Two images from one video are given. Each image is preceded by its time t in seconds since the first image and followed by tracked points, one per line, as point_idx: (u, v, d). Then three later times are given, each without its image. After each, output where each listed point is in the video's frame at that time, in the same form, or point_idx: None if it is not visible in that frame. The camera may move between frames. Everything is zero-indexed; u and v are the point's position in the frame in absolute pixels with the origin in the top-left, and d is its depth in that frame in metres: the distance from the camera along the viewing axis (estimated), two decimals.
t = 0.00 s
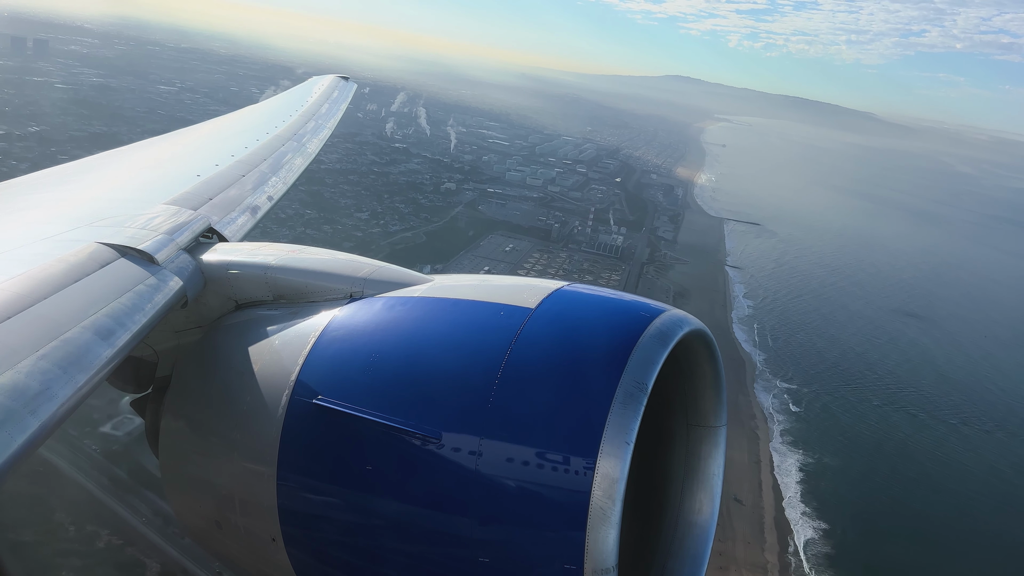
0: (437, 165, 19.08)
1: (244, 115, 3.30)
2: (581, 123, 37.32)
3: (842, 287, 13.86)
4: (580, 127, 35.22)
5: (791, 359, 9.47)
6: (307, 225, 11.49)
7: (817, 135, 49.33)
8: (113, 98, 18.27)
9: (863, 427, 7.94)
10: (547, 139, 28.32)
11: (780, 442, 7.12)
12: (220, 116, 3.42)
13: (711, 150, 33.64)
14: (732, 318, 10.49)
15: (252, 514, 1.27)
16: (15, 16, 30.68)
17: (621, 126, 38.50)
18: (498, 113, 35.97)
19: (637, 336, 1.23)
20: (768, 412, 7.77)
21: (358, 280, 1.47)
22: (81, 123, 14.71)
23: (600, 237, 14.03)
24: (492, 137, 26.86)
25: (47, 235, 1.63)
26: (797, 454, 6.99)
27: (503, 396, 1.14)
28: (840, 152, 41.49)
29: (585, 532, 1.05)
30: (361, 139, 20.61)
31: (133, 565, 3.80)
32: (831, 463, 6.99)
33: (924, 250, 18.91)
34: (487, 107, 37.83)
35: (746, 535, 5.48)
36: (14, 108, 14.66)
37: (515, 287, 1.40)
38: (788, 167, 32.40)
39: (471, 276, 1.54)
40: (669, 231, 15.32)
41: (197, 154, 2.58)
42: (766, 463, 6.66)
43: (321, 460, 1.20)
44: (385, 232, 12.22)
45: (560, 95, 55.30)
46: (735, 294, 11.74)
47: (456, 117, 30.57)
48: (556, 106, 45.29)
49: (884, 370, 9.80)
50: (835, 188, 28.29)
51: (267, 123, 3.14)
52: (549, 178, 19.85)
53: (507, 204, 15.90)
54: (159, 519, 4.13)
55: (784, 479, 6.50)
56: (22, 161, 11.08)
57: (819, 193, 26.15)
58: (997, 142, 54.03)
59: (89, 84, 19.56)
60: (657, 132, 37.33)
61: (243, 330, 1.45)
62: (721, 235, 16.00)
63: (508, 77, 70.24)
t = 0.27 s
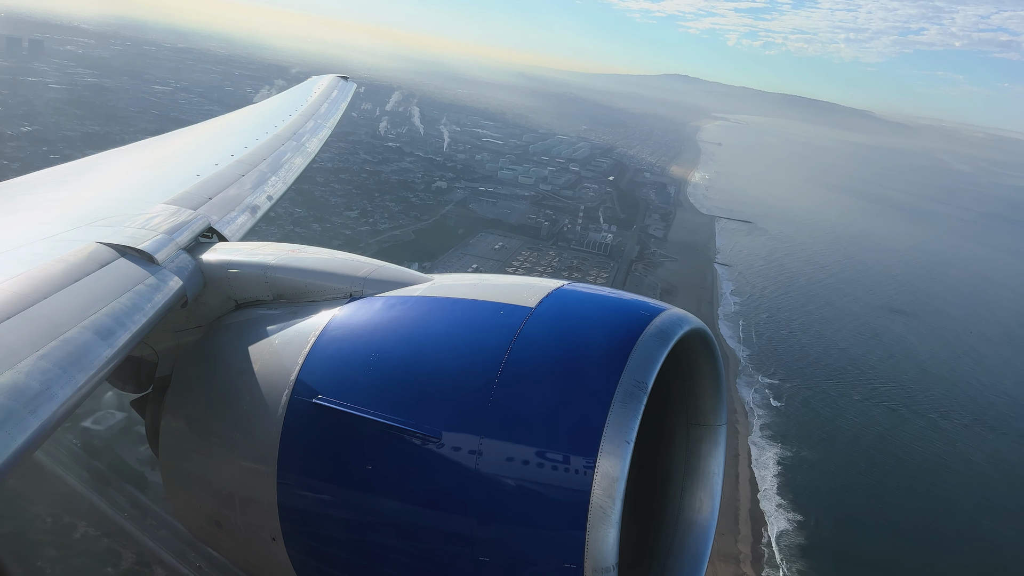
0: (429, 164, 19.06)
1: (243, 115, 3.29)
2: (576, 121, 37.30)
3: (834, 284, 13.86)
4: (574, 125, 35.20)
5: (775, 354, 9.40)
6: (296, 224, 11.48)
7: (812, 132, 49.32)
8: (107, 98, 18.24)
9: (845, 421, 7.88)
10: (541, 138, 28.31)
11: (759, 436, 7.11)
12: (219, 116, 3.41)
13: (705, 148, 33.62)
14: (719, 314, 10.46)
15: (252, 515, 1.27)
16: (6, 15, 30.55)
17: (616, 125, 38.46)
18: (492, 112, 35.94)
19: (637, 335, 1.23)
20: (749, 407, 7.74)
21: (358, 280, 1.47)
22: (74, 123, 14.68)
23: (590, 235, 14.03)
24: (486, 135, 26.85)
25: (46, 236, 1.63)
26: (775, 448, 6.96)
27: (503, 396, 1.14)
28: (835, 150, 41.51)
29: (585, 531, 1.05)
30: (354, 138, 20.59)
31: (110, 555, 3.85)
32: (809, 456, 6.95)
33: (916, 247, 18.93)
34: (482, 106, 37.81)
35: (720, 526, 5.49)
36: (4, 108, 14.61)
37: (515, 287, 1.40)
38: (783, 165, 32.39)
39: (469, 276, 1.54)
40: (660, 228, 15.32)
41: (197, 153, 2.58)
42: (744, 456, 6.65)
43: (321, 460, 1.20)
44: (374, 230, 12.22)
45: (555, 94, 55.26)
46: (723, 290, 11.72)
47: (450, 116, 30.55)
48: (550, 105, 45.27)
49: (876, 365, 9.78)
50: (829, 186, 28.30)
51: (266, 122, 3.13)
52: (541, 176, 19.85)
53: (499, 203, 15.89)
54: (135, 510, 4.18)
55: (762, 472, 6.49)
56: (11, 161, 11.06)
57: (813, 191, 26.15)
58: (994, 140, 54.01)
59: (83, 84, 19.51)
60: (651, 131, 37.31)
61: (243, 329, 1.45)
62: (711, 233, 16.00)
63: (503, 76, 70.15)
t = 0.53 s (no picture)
0: (421, 162, 19.06)
1: (242, 114, 3.28)
2: (569, 120, 37.28)
3: (826, 281, 13.88)
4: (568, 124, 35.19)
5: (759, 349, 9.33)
6: (285, 223, 11.47)
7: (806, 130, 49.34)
8: (101, 98, 18.21)
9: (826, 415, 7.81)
10: (534, 137, 28.29)
11: (739, 430, 7.11)
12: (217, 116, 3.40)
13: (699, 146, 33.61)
14: (705, 310, 10.42)
15: (253, 515, 1.27)
16: None
17: (611, 123, 38.45)
18: (486, 111, 35.91)
19: (637, 334, 1.23)
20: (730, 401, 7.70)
21: (358, 279, 1.47)
22: (67, 123, 14.66)
23: (579, 233, 14.05)
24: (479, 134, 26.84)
25: (45, 236, 1.62)
26: (754, 441, 6.94)
27: (503, 395, 1.14)
28: (829, 148, 41.55)
29: (585, 529, 1.05)
30: (346, 137, 20.57)
31: (87, 547, 3.85)
32: (786, 450, 6.90)
33: (908, 245, 18.97)
34: (475, 105, 37.77)
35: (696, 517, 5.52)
36: None
37: (515, 286, 1.40)
38: (776, 163, 32.41)
39: (468, 275, 1.54)
40: (650, 226, 15.32)
41: (196, 153, 2.57)
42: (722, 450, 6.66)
43: (321, 460, 1.20)
44: (362, 228, 12.21)
45: (550, 93, 55.22)
46: (710, 287, 11.69)
47: (443, 115, 30.52)
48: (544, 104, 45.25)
49: (869, 361, 9.78)
50: (822, 184, 28.33)
51: (266, 122, 3.12)
52: (533, 175, 19.85)
53: (490, 201, 15.89)
54: (113, 504, 4.17)
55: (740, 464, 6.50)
56: None
57: (806, 189, 26.18)
58: (988, 138, 54.10)
59: (77, 84, 19.48)
60: (645, 129, 37.31)
61: (243, 329, 1.45)
62: (702, 230, 16.01)
63: (497, 74, 70.06)
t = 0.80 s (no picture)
0: (413, 161, 19.05)
1: (241, 114, 3.27)
2: (563, 119, 37.28)
3: (817, 278, 13.90)
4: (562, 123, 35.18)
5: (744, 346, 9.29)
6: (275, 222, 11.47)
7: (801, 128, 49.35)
8: (91, 97, 18.16)
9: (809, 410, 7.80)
10: (527, 136, 28.29)
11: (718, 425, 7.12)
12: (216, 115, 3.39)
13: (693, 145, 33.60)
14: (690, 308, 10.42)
15: (253, 515, 1.27)
16: None
17: (606, 122, 38.42)
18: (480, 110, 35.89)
19: (637, 333, 1.23)
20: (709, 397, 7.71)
21: (357, 279, 1.47)
22: (61, 123, 14.64)
23: (568, 231, 14.06)
24: (472, 133, 26.85)
25: (45, 236, 1.62)
26: (734, 434, 6.95)
27: (503, 395, 1.14)
28: (823, 146, 41.57)
29: (585, 528, 1.05)
30: (338, 136, 20.56)
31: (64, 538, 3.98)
32: (764, 444, 6.90)
33: (900, 243, 18.99)
34: (470, 104, 37.76)
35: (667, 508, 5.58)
36: None
37: (515, 285, 1.40)
38: (771, 161, 32.41)
39: (467, 273, 1.54)
40: (641, 225, 15.34)
41: (195, 152, 2.57)
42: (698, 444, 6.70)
43: (321, 459, 1.20)
44: (351, 226, 12.22)
45: (545, 92, 55.17)
46: (697, 284, 11.69)
47: (436, 114, 30.50)
48: (538, 103, 45.22)
49: (863, 359, 9.80)
50: (816, 182, 28.35)
51: (265, 122, 3.12)
52: (525, 173, 19.85)
53: (482, 200, 15.89)
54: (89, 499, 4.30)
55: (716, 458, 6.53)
56: None
57: (800, 188, 26.20)
58: (984, 136, 54.13)
59: (69, 84, 19.44)
60: (639, 128, 37.30)
61: (243, 328, 1.45)
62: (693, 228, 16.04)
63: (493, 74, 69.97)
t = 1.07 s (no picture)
0: (406, 160, 19.04)
1: (241, 114, 3.26)
2: (558, 118, 37.26)
3: (809, 277, 13.92)
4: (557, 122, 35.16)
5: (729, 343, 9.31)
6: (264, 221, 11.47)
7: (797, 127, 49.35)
8: (81, 97, 18.11)
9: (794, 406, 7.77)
10: (521, 135, 28.28)
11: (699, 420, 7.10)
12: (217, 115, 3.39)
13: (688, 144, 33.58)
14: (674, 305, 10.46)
15: (255, 514, 1.27)
16: None
17: (601, 122, 38.41)
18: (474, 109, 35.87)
19: (638, 333, 1.23)
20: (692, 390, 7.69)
21: (357, 278, 1.47)
22: (55, 123, 14.62)
23: (559, 230, 14.07)
24: (465, 133, 26.85)
25: (44, 236, 1.61)
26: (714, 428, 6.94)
27: (504, 393, 1.14)
28: (819, 145, 41.57)
29: (585, 527, 1.05)
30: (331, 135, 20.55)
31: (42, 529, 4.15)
32: (746, 438, 6.89)
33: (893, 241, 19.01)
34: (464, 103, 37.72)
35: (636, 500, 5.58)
36: None
37: (515, 285, 1.40)
38: (766, 160, 32.41)
39: (466, 273, 1.53)
40: (633, 224, 15.34)
41: (194, 152, 2.57)
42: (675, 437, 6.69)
43: (322, 458, 1.20)
44: (341, 225, 12.21)
45: (540, 92, 55.13)
46: (685, 281, 11.75)
47: (430, 114, 30.48)
48: (533, 102, 45.19)
49: (857, 357, 9.81)
50: (810, 181, 28.36)
51: (265, 121, 3.11)
52: (517, 173, 19.85)
53: (474, 199, 15.89)
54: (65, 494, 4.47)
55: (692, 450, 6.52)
56: None
57: (795, 187, 26.20)
58: (981, 134, 54.16)
59: (60, 84, 19.39)
60: (634, 127, 37.28)
61: (243, 327, 1.45)
62: (685, 227, 16.05)
63: (488, 74, 69.87)
